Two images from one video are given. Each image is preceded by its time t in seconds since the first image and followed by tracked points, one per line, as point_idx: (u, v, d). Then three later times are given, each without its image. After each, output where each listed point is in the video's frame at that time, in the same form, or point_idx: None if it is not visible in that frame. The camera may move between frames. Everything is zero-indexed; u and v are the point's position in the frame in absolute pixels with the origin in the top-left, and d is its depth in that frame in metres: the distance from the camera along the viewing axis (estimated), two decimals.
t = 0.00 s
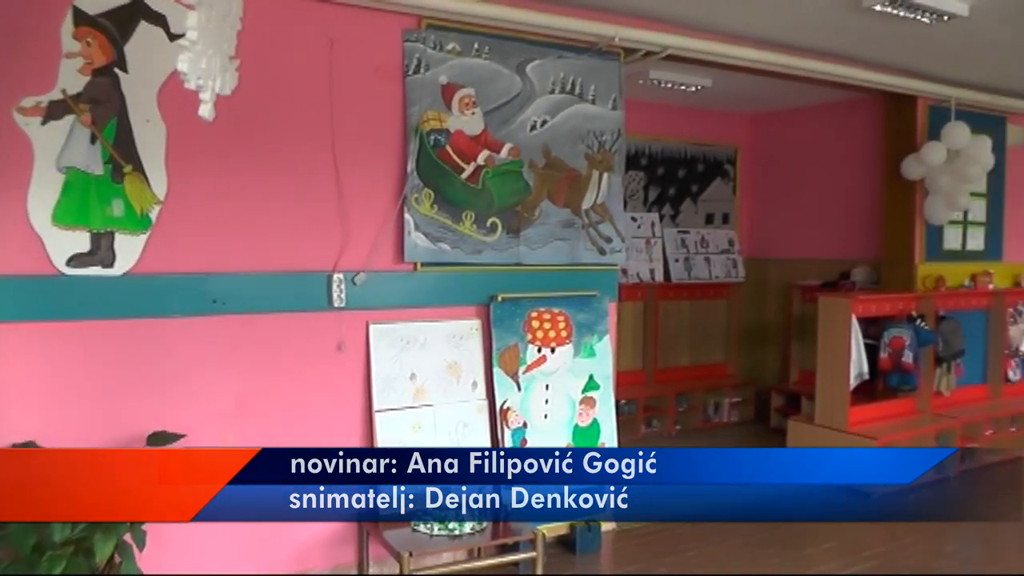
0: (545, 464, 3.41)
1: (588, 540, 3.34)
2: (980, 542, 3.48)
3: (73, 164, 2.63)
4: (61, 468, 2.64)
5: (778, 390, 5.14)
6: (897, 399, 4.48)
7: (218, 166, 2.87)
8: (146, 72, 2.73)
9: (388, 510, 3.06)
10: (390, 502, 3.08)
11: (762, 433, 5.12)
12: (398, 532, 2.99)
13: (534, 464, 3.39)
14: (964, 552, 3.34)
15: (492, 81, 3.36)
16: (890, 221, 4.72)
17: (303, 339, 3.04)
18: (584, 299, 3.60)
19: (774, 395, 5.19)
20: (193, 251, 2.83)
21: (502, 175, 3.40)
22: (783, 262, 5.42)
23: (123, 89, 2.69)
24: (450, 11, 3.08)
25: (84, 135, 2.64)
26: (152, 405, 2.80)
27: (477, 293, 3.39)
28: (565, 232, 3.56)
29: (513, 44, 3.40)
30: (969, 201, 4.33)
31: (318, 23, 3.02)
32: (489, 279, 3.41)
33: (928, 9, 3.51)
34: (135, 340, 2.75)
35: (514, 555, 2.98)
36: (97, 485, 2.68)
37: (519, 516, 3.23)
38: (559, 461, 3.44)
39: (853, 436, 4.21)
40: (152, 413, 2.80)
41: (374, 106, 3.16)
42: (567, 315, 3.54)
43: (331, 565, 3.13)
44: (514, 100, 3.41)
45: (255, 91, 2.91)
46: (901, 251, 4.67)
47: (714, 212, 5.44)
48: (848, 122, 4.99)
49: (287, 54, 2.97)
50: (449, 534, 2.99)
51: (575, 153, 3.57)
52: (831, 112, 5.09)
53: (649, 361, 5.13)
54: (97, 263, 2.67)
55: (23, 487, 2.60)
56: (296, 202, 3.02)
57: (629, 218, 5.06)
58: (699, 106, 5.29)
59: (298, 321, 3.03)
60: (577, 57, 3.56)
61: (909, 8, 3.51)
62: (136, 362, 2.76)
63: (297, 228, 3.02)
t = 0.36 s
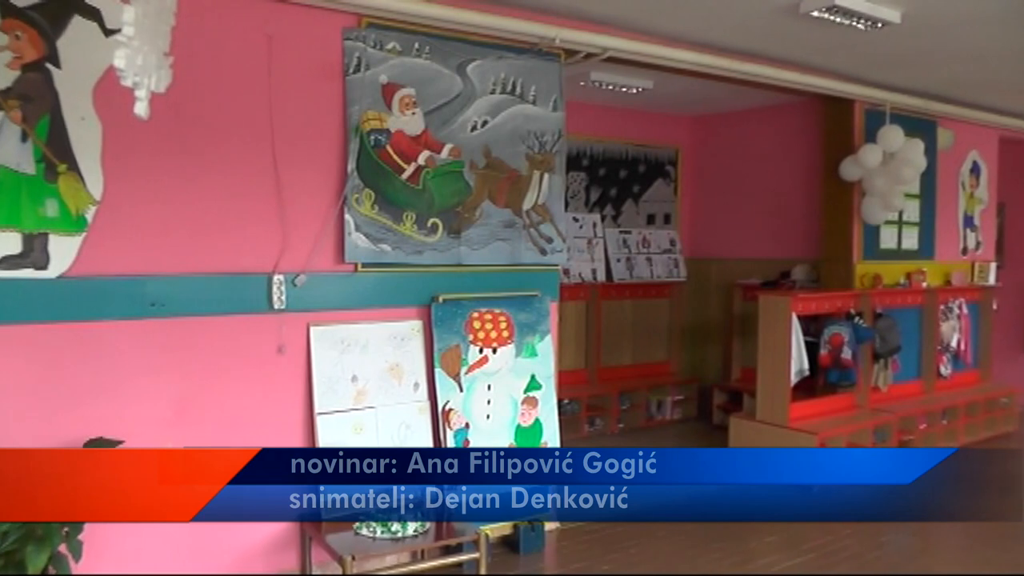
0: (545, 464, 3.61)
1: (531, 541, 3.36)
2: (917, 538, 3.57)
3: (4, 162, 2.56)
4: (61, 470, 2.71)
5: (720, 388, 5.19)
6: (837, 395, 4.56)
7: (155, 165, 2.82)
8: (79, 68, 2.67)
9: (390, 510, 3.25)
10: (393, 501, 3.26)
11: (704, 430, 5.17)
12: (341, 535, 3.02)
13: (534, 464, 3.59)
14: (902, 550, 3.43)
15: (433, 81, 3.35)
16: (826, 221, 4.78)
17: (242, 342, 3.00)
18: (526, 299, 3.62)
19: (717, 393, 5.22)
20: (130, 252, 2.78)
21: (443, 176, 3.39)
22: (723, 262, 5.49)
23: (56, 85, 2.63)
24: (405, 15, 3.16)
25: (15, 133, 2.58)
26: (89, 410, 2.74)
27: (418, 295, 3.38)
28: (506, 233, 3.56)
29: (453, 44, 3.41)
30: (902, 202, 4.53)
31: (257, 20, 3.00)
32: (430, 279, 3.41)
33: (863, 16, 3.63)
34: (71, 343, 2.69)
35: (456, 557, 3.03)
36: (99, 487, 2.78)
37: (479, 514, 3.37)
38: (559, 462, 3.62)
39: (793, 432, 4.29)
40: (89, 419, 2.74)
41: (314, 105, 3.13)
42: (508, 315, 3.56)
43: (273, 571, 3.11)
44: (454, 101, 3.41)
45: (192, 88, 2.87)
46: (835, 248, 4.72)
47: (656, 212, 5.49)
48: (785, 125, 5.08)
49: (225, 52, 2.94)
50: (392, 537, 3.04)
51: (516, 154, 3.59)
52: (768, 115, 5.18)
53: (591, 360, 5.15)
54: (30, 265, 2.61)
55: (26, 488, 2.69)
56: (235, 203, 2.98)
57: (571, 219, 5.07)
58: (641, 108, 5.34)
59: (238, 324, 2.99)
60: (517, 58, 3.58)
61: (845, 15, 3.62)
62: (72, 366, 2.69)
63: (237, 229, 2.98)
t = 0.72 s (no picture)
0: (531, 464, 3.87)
1: (474, 541, 3.47)
2: (856, 531, 3.66)
3: None
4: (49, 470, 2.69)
5: (662, 386, 5.24)
6: (779, 392, 4.62)
7: (90, 164, 2.76)
8: (9, 64, 2.61)
9: (359, 506, 3.34)
10: (363, 499, 3.33)
11: (647, 428, 5.22)
12: (284, 541, 3.01)
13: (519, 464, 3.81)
14: (841, 544, 3.51)
15: (374, 80, 3.33)
16: (767, 221, 4.85)
17: (181, 345, 2.96)
18: (469, 300, 3.64)
19: (659, 391, 5.27)
20: (64, 254, 2.72)
21: (384, 176, 3.37)
22: (666, 262, 5.54)
23: None
24: (355, 15, 3.19)
25: None
26: (31, 416, 2.68)
27: (358, 296, 3.37)
28: (448, 233, 3.57)
29: (395, 43, 3.39)
30: (840, 202, 4.61)
31: (195, 17, 2.95)
32: (371, 281, 3.40)
33: (802, 21, 3.70)
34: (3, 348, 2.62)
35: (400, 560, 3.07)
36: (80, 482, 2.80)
37: (433, 501, 3.52)
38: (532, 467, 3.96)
39: (734, 430, 4.35)
40: (24, 426, 2.67)
41: (254, 104, 3.09)
42: (450, 316, 3.57)
43: None
44: (395, 100, 3.39)
45: (128, 87, 2.82)
46: (773, 249, 4.82)
47: (598, 212, 5.53)
48: (725, 127, 5.16)
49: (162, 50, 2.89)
50: (336, 541, 3.03)
51: (457, 154, 3.59)
52: (709, 117, 5.25)
53: (534, 360, 5.16)
54: None
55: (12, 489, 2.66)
56: (174, 203, 2.93)
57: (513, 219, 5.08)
58: (583, 110, 5.37)
59: (177, 327, 2.95)
60: (459, 58, 3.58)
61: (784, 20, 3.69)
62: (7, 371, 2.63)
63: (176, 229, 2.94)
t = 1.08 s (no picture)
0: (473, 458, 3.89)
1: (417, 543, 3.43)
2: (795, 525, 3.74)
3: None
4: None
5: (604, 384, 5.27)
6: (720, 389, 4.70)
7: (19, 166, 2.69)
8: None
9: (299, 511, 3.27)
10: (303, 503, 3.27)
11: (589, 427, 5.25)
12: (224, 548, 2.91)
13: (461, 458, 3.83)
14: (780, 538, 3.58)
15: (312, 79, 3.28)
16: (708, 222, 4.93)
17: (119, 349, 2.90)
18: (409, 300, 3.63)
19: (601, 390, 5.31)
20: None
21: (323, 176, 3.33)
22: (607, 262, 5.57)
23: None
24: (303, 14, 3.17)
25: None
26: None
27: (298, 298, 3.32)
28: (388, 234, 3.53)
29: (334, 42, 3.35)
30: (780, 202, 4.70)
31: (128, 14, 2.89)
32: (311, 282, 3.35)
33: (740, 26, 3.77)
34: None
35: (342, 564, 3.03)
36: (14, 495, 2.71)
37: (375, 502, 3.49)
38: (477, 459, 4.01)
39: (677, 425, 4.40)
40: None
41: (190, 103, 3.03)
42: (391, 317, 3.55)
43: None
44: (334, 100, 3.35)
45: (58, 86, 2.75)
46: (715, 248, 4.88)
47: (539, 212, 5.55)
48: (664, 128, 5.22)
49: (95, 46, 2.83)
50: (276, 546, 2.94)
51: (396, 154, 3.56)
52: (649, 118, 5.30)
53: (476, 361, 5.16)
54: None
55: None
56: (108, 204, 2.87)
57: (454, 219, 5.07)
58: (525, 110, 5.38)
59: (114, 331, 2.89)
60: (399, 57, 3.55)
61: (722, 24, 3.76)
62: None
63: (111, 231, 2.88)
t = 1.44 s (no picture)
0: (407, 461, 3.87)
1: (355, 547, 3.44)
2: (730, 521, 3.81)
3: None
4: None
5: (541, 383, 5.29)
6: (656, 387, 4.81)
7: None
8: None
9: (233, 518, 3.21)
10: (238, 510, 3.21)
11: (527, 427, 5.26)
12: (157, 559, 2.83)
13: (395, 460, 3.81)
14: (717, 533, 3.64)
15: (245, 77, 3.22)
16: (642, 222, 5.01)
17: (46, 355, 2.80)
18: (343, 302, 3.58)
19: (538, 389, 5.33)
20: None
21: (256, 176, 3.27)
22: (542, 262, 5.59)
23: None
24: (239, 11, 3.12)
25: None
26: None
27: (231, 301, 3.25)
28: (322, 235, 3.50)
29: (266, 40, 3.29)
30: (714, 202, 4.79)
31: (54, 8, 2.79)
32: (244, 284, 3.28)
33: (673, 29, 3.83)
34: None
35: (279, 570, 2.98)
36: None
37: (312, 506, 3.44)
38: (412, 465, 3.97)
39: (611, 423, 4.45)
40: None
41: (120, 100, 2.94)
42: (325, 319, 3.51)
43: None
44: (267, 98, 3.29)
45: None
46: (651, 249, 4.96)
47: (475, 213, 5.55)
48: (599, 130, 5.28)
49: (19, 42, 2.74)
50: (211, 556, 2.89)
51: (330, 154, 3.51)
52: (584, 119, 5.35)
53: (413, 362, 5.12)
54: None
55: None
56: (33, 205, 2.78)
57: (389, 220, 5.03)
58: (460, 111, 5.37)
59: (44, 337, 2.80)
60: (332, 56, 3.51)
61: (656, 27, 3.81)
62: None
63: (37, 233, 2.79)
